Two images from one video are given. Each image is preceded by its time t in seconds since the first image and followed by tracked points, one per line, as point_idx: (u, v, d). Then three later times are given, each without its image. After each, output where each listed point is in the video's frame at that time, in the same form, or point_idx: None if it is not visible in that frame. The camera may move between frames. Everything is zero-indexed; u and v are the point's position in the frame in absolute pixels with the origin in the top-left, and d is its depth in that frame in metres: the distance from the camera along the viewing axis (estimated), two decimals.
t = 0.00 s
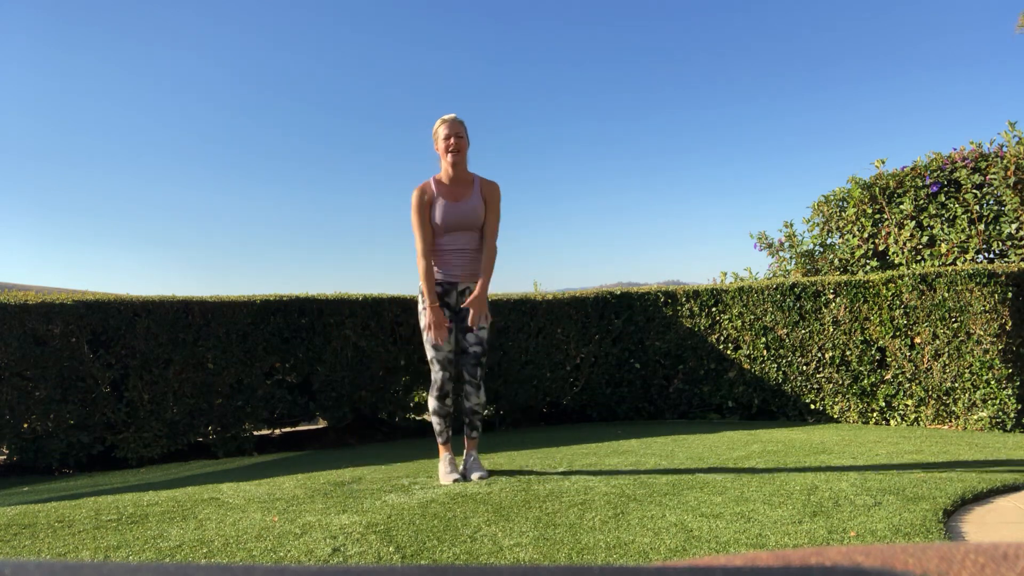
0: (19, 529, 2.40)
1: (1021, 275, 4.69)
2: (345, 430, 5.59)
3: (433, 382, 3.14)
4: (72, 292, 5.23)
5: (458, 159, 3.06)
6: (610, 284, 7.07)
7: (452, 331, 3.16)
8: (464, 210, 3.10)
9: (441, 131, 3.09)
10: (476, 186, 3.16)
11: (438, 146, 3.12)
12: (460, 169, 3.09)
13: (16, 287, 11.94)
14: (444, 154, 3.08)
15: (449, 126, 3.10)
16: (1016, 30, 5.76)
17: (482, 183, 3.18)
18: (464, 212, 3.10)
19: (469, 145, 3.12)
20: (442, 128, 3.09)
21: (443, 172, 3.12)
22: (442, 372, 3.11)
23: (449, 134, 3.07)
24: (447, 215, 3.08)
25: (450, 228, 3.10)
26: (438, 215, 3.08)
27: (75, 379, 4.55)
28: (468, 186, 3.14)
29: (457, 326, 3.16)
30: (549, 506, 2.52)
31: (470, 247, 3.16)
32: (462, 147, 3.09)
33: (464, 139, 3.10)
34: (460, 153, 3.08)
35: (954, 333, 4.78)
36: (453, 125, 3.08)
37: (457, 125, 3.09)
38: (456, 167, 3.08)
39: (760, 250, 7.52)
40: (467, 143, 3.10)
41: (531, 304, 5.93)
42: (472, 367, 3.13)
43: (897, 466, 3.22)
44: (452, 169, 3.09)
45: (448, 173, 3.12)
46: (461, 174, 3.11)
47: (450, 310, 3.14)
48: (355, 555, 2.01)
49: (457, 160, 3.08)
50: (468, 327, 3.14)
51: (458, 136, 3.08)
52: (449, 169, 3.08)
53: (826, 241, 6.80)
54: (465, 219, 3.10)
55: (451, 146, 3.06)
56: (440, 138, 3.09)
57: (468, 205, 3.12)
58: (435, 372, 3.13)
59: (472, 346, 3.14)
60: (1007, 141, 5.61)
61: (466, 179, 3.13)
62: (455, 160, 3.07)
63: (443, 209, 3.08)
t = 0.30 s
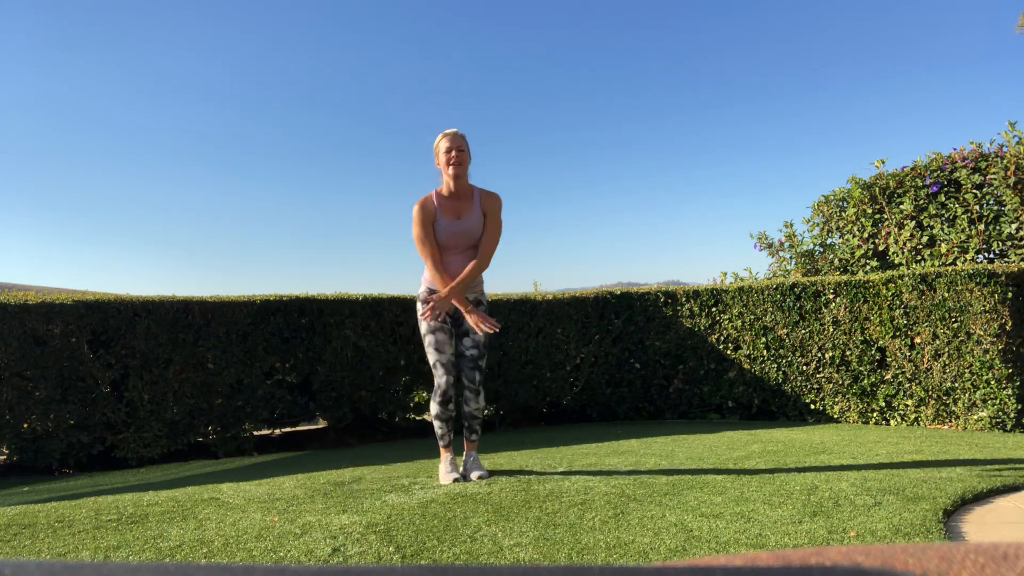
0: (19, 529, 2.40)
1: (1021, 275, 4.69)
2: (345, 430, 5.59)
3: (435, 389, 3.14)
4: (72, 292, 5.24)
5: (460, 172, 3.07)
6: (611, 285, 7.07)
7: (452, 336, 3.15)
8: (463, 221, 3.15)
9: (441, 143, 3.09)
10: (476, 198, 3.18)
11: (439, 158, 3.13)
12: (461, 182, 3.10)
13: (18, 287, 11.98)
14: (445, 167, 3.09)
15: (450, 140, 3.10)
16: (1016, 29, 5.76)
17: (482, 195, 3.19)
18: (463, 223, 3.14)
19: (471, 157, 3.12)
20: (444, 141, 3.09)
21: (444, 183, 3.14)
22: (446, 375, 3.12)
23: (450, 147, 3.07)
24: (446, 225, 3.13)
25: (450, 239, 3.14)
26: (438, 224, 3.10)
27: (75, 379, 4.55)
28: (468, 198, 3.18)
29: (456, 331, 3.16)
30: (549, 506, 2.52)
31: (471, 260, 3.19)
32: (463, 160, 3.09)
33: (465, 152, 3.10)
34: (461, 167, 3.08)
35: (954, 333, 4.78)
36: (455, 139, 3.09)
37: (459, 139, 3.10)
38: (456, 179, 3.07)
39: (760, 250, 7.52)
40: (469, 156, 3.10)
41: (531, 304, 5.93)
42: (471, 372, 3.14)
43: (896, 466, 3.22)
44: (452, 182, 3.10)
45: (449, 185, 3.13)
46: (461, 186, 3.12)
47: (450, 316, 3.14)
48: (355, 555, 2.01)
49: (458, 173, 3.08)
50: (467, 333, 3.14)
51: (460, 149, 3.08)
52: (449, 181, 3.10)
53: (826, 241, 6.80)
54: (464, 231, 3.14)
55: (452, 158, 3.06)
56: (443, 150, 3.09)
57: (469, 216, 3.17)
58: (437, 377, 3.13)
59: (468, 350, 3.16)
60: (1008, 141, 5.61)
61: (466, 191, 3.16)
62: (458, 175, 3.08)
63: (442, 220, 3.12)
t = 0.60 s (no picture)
0: (19, 529, 2.40)
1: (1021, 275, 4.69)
2: (345, 430, 5.59)
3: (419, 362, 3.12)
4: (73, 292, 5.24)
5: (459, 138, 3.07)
6: (611, 285, 7.07)
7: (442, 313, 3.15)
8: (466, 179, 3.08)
9: (441, 107, 3.10)
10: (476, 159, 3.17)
11: (438, 123, 3.13)
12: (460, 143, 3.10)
13: (19, 288, 12.01)
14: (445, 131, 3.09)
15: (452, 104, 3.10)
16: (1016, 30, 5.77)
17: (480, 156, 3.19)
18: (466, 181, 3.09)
19: (470, 123, 3.12)
20: (443, 105, 3.09)
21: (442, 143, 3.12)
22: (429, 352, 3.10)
23: (451, 112, 3.07)
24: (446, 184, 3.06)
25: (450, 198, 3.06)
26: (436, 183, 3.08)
27: (75, 379, 4.55)
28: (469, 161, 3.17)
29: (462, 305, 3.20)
30: (549, 506, 2.52)
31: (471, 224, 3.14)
32: (464, 126, 3.10)
33: (466, 117, 3.10)
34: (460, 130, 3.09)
35: (954, 333, 4.78)
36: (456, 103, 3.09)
37: (459, 103, 3.09)
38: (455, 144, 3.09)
39: (760, 250, 7.52)
40: (469, 122, 3.11)
41: (531, 304, 5.93)
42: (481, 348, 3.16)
43: (897, 466, 3.22)
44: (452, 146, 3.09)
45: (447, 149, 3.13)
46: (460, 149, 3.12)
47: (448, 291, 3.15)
48: (355, 555, 2.01)
49: (458, 137, 3.09)
50: (475, 309, 3.16)
51: (460, 115, 3.08)
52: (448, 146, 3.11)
53: (826, 241, 6.80)
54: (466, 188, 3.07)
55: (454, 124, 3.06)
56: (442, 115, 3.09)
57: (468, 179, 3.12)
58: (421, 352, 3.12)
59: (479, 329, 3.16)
60: (1007, 141, 5.61)
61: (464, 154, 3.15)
62: (456, 140, 3.09)
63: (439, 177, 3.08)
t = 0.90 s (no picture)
0: (19, 529, 2.40)
1: (1021, 275, 4.69)
2: (345, 430, 5.58)
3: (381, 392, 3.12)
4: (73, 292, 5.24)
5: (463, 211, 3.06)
6: (611, 285, 7.06)
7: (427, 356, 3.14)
8: (468, 248, 3.08)
9: (445, 180, 3.09)
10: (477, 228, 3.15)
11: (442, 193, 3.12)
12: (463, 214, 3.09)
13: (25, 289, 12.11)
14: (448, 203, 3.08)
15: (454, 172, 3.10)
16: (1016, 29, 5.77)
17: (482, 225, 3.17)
18: (469, 250, 3.07)
19: (474, 195, 3.12)
20: (446, 177, 3.10)
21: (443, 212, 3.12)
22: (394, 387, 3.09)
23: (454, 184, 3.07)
24: (448, 255, 3.05)
25: (452, 269, 3.05)
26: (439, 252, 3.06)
27: (75, 379, 4.55)
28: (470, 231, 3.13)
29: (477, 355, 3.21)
30: (549, 506, 2.52)
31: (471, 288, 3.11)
32: (467, 199, 3.09)
33: (469, 190, 3.10)
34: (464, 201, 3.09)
35: (954, 333, 4.78)
36: (459, 173, 3.09)
37: (463, 176, 3.09)
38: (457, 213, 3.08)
39: (760, 250, 7.52)
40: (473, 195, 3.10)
41: (531, 304, 5.92)
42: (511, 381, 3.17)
43: (897, 466, 3.22)
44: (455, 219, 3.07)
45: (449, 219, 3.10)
46: (464, 222, 3.11)
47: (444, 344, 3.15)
48: (355, 555, 2.01)
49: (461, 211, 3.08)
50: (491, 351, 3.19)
51: (465, 187, 3.08)
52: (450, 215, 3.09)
53: (826, 241, 6.80)
54: (469, 258, 3.07)
55: (458, 197, 3.06)
56: (445, 188, 3.09)
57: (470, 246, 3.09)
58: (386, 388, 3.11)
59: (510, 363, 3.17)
60: (1007, 141, 5.61)
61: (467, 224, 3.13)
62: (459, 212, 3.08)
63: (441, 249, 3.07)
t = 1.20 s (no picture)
0: (18, 529, 2.40)
1: (1022, 275, 4.68)
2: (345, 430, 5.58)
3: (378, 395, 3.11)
4: (73, 292, 5.24)
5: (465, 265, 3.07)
6: (611, 285, 7.06)
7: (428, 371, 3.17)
8: (470, 298, 3.11)
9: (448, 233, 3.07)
10: (480, 276, 3.17)
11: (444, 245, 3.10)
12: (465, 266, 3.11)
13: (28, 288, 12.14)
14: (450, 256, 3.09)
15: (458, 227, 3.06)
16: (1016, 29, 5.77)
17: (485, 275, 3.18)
18: (471, 301, 3.11)
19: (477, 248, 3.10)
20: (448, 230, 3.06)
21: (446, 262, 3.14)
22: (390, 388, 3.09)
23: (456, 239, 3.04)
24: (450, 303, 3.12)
25: (454, 316, 3.11)
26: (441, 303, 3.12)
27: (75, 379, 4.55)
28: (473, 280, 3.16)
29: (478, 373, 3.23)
30: (549, 506, 2.52)
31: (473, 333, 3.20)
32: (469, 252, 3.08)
33: (472, 245, 3.08)
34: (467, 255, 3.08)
35: (954, 333, 4.78)
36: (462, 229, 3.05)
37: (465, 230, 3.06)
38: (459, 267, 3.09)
39: (760, 250, 7.52)
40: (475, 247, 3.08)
41: (531, 304, 5.92)
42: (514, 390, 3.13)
43: (897, 466, 3.22)
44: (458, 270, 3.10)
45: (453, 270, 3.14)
46: (466, 272, 3.14)
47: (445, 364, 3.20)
48: (355, 555, 2.01)
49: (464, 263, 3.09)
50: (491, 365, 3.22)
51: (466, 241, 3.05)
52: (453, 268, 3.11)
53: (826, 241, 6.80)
54: (470, 309, 3.10)
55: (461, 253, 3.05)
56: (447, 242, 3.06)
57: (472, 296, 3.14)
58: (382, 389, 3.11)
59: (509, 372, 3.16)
60: (1007, 141, 5.61)
61: (470, 273, 3.15)
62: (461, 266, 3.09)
63: (443, 299, 3.13)
